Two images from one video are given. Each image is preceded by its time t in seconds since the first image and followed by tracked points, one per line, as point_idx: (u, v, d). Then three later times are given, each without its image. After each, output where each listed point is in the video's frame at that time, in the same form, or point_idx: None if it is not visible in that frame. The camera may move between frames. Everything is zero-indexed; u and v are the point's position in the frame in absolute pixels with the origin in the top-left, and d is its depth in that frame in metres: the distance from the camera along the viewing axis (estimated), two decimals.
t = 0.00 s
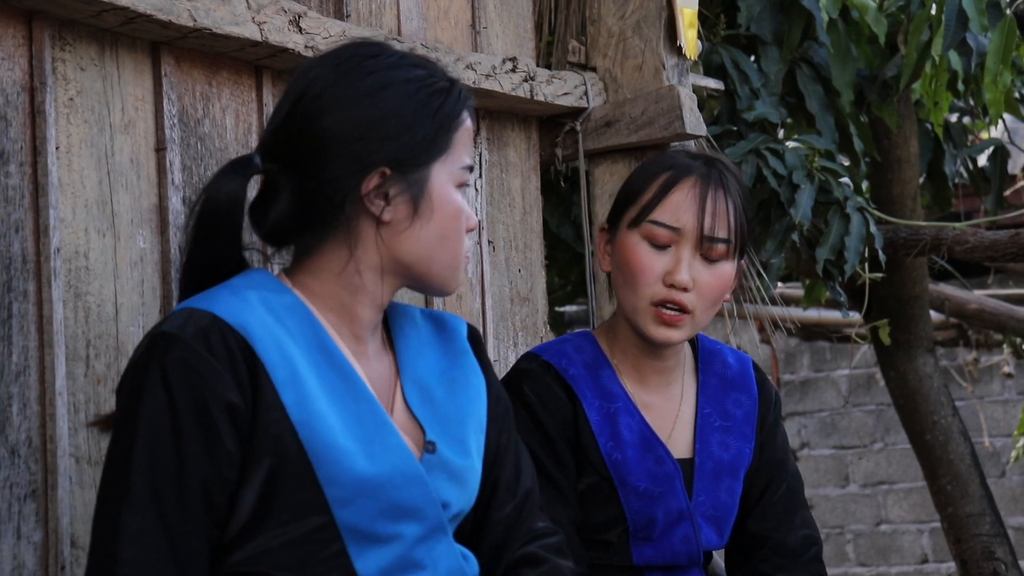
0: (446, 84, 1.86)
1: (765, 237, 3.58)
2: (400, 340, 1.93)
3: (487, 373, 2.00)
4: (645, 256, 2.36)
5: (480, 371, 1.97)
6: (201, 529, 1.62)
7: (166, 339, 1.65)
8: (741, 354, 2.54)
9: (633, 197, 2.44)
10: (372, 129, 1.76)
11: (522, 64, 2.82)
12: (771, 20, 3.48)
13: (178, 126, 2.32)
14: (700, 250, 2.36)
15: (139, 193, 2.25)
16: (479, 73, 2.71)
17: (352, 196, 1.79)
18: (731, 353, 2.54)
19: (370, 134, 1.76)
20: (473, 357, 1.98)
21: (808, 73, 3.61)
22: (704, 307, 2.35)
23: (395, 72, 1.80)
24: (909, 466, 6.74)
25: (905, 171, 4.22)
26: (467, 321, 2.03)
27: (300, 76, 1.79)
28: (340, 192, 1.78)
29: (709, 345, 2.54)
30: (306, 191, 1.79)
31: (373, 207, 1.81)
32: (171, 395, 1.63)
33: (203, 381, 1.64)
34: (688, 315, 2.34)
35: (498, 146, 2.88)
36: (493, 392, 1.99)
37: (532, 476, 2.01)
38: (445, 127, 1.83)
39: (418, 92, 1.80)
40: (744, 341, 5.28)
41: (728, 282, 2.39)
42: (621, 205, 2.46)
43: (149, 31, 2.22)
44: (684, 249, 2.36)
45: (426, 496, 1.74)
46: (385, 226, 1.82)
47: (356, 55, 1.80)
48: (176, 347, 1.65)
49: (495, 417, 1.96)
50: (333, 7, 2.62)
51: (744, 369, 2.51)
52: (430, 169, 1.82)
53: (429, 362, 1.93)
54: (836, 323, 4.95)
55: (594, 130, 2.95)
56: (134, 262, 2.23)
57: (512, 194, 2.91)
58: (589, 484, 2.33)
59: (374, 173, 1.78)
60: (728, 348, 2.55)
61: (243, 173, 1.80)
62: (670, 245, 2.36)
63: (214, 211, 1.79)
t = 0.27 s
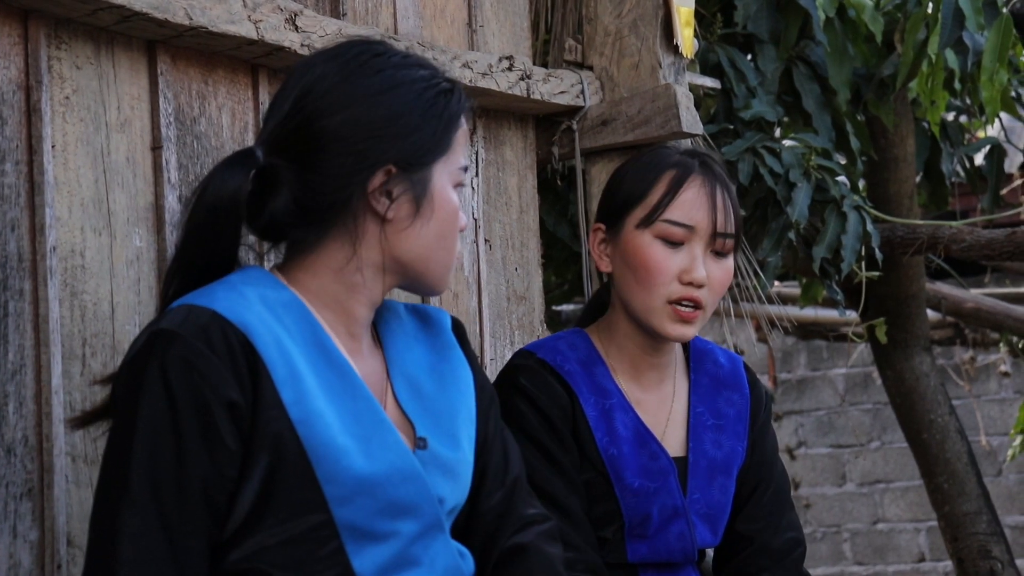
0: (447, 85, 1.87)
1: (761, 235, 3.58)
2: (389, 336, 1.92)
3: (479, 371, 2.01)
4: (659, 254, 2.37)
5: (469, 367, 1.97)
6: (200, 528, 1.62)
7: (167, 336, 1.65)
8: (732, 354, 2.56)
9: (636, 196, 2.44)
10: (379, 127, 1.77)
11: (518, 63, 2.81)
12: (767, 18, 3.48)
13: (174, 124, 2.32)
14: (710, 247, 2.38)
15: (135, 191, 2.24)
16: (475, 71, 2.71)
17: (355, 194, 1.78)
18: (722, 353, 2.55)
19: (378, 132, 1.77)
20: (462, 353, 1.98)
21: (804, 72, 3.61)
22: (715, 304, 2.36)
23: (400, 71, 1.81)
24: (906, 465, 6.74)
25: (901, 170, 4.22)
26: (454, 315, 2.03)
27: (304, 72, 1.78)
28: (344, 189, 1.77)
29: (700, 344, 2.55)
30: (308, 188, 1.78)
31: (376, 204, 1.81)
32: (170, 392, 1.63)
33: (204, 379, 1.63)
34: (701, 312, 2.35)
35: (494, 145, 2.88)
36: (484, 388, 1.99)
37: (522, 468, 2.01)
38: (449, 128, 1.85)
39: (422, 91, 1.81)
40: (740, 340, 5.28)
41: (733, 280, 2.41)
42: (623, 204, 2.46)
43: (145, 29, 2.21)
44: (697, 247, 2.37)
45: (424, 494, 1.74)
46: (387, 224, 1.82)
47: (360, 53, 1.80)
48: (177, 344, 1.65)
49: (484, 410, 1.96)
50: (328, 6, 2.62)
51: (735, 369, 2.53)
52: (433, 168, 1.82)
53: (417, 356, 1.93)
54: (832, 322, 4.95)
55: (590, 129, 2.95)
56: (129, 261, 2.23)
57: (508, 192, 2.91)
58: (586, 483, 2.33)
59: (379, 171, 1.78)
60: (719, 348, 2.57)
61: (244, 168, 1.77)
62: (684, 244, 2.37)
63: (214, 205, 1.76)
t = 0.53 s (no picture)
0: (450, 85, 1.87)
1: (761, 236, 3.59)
2: (391, 338, 1.93)
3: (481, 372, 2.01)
4: (658, 256, 2.37)
5: (471, 368, 1.97)
6: (202, 530, 1.62)
7: (169, 338, 1.65)
8: (735, 355, 2.56)
9: (635, 199, 2.45)
10: (382, 127, 1.77)
11: (518, 64, 2.81)
12: (767, 19, 3.47)
13: (175, 126, 2.32)
14: (710, 247, 2.39)
15: (135, 193, 2.24)
16: (475, 73, 2.71)
17: (360, 194, 1.78)
18: (724, 354, 2.56)
19: (381, 133, 1.77)
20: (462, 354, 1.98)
21: (804, 73, 3.61)
22: (716, 303, 2.36)
23: (404, 71, 1.81)
24: (906, 466, 6.74)
25: (901, 170, 4.22)
26: (455, 317, 2.03)
27: (307, 74, 1.78)
28: (348, 189, 1.77)
29: (703, 345, 2.55)
30: (312, 189, 1.78)
31: (381, 205, 1.81)
32: (173, 394, 1.62)
33: (206, 381, 1.63)
34: (702, 312, 2.36)
35: (494, 146, 2.88)
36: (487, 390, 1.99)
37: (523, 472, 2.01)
38: (452, 129, 1.85)
39: (425, 92, 1.82)
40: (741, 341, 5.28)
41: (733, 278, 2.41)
42: (619, 205, 2.46)
43: (145, 31, 2.22)
44: (696, 247, 2.38)
45: (425, 496, 1.74)
46: (391, 225, 1.82)
47: (363, 55, 1.80)
48: (180, 346, 1.64)
49: (486, 411, 1.95)
50: (328, 7, 2.62)
51: (737, 371, 2.53)
52: (435, 169, 1.83)
53: (420, 358, 1.93)
54: (833, 323, 4.95)
55: (591, 130, 2.95)
56: (130, 263, 2.23)
57: (508, 194, 2.91)
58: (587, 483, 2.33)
59: (383, 172, 1.78)
60: (721, 349, 2.57)
61: (248, 170, 1.76)
62: (683, 245, 2.38)
63: (217, 208, 1.75)
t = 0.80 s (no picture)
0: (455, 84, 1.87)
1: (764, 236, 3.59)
2: (397, 340, 1.93)
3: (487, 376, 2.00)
4: (636, 246, 2.37)
5: (476, 370, 1.97)
6: (207, 529, 1.62)
7: (176, 337, 1.65)
8: (744, 360, 2.55)
9: (622, 197, 2.46)
10: (387, 126, 1.77)
11: (521, 65, 2.82)
12: (770, 20, 3.47)
13: (177, 126, 2.32)
14: (690, 235, 2.37)
15: (137, 192, 2.24)
16: (477, 73, 2.71)
17: (367, 192, 1.78)
18: (735, 359, 2.54)
19: (383, 131, 1.77)
20: (467, 356, 1.98)
21: (807, 73, 3.61)
22: (700, 290, 2.33)
23: (408, 71, 1.81)
24: (908, 467, 6.73)
25: (904, 172, 4.22)
26: (462, 320, 2.03)
27: (312, 75, 1.78)
28: (355, 188, 1.77)
29: (713, 349, 2.54)
30: (318, 189, 1.77)
31: (387, 204, 1.81)
32: (179, 393, 1.62)
33: (213, 380, 1.63)
34: (686, 298, 2.33)
35: (496, 146, 2.88)
36: (491, 392, 1.99)
37: (528, 474, 2.01)
38: (456, 128, 1.85)
39: (430, 91, 1.82)
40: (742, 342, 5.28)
41: (724, 266, 2.38)
42: (610, 205, 2.48)
43: (148, 31, 2.22)
44: (675, 236, 2.37)
45: (429, 498, 1.74)
46: (399, 224, 1.82)
47: (367, 55, 1.80)
48: (187, 345, 1.64)
49: (490, 414, 1.96)
50: (331, 7, 2.62)
51: (747, 375, 2.52)
52: (439, 168, 1.83)
53: (425, 359, 1.93)
54: (835, 324, 4.95)
55: (593, 130, 2.95)
56: (132, 262, 2.23)
57: (511, 194, 2.91)
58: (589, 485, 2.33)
59: (390, 170, 1.78)
60: (732, 354, 2.56)
61: (252, 171, 1.76)
62: (658, 232, 2.38)
63: (224, 208, 1.76)
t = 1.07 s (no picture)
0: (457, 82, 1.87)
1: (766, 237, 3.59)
2: (400, 339, 1.92)
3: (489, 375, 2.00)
4: (637, 245, 2.37)
5: (480, 370, 1.97)
6: (211, 528, 1.62)
7: (182, 337, 1.65)
8: (747, 360, 2.55)
9: (624, 196, 2.46)
10: (388, 124, 1.77)
11: (523, 65, 2.82)
12: (772, 20, 3.46)
13: (179, 125, 2.32)
14: (690, 233, 2.37)
15: (140, 192, 2.25)
16: (480, 73, 2.71)
17: (369, 189, 1.78)
18: (737, 359, 2.54)
19: (385, 129, 1.77)
20: (472, 357, 1.98)
21: (809, 74, 3.60)
22: (701, 290, 2.34)
23: (411, 69, 1.81)
24: (909, 468, 6.73)
25: (905, 172, 4.22)
26: (466, 321, 2.03)
27: (314, 74, 1.78)
28: (357, 186, 1.77)
29: (715, 350, 2.54)
30: (320, 186, 1.78)
31: (390, 202, 1.81)
32: (184, 392, 1.63)
33: (218, 379, 1.64)
34: (687, 301, 2.33)
35: (499, 146, 2.88)
36: (493, 392, 1.99)
37: (530, 475, 2.01)
38: (459, 126, 1.85)
39: (432, 89, 1.82)
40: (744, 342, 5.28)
41: (726, 265, 2.38)
42: (613, 204, 2.48)
43: (150, 30, 2.22)
44: (675, 234, 2.37)
45: (432, 498, 1.74)
46: (401, 222, 1.82)
47: (370, 54, 1.80)
48: (192, 344, 1.65)
49: (493, 415, 1.96)
50: (334, 7, 2.62)
51: (749, 376, 2.52)
52: (442, 166, 1.83)
53: (428, 359, 1.93)
54: (837, 325, 4.95)
55: (595, 131, 2.95)
56: (134, 262, 2.23)
57: (512, 194, 2.91)
58: (592, 484, 2.33)
59: (392, 168, 1.79)
60: (734, 354, 2.56)
61: (255, 171, 1.77)
62: (659, 230, 2.38)
63: (227, 209, 1.76)
